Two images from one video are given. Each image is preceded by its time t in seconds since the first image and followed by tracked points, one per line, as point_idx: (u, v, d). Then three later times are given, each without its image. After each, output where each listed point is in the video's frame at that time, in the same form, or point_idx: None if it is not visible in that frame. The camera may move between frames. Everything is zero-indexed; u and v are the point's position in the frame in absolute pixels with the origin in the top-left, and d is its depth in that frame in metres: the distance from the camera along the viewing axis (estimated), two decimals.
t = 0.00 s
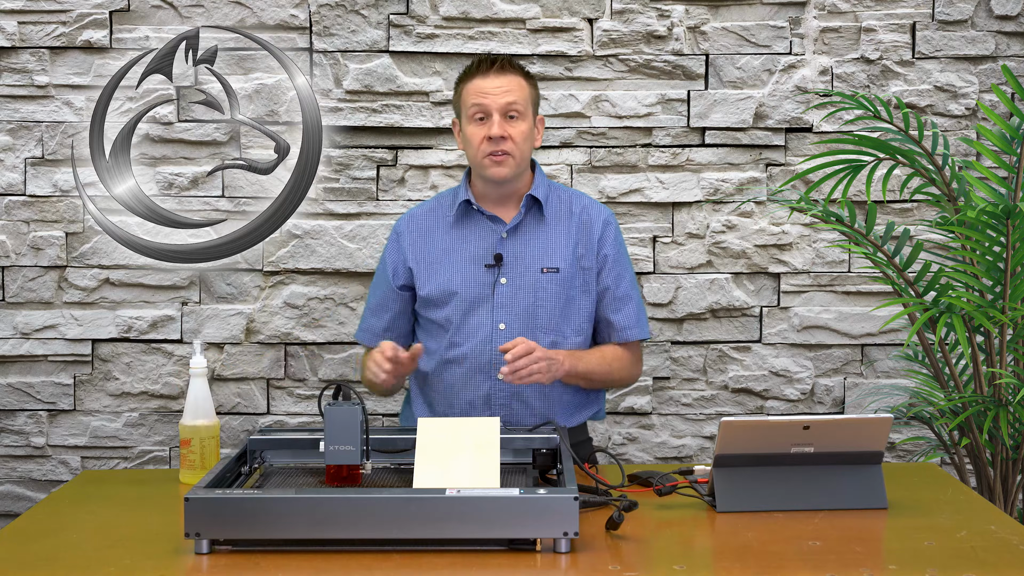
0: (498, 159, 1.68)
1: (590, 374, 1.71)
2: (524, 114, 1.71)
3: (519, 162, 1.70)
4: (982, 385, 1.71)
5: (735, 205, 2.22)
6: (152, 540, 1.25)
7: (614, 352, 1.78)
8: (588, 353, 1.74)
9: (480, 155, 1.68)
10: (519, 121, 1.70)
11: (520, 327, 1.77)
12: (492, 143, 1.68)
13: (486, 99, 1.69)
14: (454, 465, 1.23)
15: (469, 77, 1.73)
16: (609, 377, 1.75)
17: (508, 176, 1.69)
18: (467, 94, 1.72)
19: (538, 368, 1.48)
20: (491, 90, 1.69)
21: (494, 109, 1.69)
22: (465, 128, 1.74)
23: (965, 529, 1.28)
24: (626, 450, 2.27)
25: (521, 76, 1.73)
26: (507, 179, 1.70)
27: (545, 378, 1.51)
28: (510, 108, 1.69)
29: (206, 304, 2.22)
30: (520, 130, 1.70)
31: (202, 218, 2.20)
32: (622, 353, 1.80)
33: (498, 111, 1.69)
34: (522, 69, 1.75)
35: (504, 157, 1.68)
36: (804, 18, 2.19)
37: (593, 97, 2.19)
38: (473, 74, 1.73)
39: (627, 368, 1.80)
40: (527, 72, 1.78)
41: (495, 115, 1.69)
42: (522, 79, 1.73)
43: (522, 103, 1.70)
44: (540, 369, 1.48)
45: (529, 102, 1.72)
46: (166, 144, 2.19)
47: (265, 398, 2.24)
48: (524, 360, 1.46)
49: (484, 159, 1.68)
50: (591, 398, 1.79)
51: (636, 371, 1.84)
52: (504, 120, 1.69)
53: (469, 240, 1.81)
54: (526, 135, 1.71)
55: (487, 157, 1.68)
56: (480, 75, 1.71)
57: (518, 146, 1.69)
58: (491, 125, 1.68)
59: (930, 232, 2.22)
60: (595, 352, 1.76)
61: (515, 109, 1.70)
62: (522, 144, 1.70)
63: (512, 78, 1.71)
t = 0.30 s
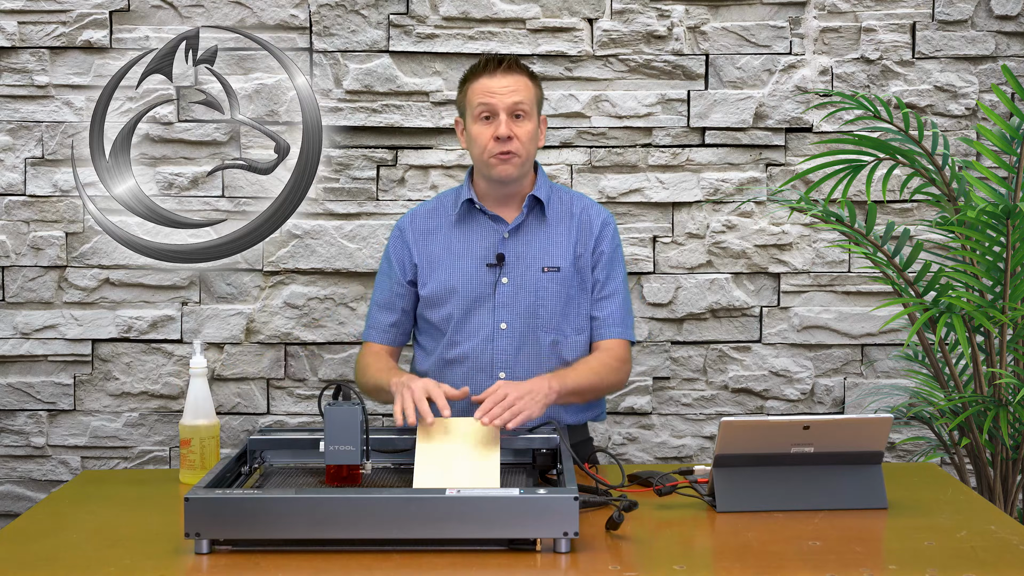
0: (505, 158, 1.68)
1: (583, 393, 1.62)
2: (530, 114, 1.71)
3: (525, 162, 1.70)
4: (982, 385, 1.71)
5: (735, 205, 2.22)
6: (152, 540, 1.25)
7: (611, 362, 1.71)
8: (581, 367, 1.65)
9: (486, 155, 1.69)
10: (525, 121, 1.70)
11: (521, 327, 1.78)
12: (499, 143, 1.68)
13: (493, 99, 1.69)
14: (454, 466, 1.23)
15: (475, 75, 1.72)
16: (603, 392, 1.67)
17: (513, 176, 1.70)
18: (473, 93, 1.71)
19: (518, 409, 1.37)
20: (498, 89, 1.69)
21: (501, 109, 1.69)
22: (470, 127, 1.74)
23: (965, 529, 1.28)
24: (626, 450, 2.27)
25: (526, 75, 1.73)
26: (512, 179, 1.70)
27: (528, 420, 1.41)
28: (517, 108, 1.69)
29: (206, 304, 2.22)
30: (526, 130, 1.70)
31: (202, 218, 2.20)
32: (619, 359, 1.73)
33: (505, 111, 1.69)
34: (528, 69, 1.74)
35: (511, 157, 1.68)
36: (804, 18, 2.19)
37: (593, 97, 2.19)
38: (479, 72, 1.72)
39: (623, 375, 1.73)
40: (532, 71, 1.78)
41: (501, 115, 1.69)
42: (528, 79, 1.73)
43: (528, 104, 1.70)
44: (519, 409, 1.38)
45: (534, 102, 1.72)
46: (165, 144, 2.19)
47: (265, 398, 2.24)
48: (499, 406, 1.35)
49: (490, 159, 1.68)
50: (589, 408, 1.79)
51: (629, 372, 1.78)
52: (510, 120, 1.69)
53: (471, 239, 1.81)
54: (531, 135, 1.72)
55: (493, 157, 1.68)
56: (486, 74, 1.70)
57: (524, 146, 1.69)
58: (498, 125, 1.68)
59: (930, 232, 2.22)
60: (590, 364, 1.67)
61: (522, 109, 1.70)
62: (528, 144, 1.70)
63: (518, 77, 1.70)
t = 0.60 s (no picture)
0: (505, 160, 1.68)
1: (583, 398, 1.62)
2: (530, 116, 1.71)
3: (525, 163, 1.70)
4: (982, 385, 1.71)
5: (735, 205, 2.22)
6: (152, 541, 1.25)
7: (612, 365, 1.71)
8: (582, 371, 1.65)
9: (485, 155, 1.69)
10: (525, 122, 1.70)
11: (520, 328, 1.78)
12: (499, 145, 1.68)
13: (493, 100, 1.69)
14: (454, 466, 1.23)
15: (475, 76, 1.72)
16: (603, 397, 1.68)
17: (512, 178, 1.70)
18: (472, 94, 1.71)
19: (513, 423, 1.35)
20: (497, 90, 1.69)
21: (501, 110, 1.69)
22: (469, 128, 1.74)
23: (965, 529, 1.28)
24: (626, 450, 2.27)
25: (527, 76, 1.73)
26: (511, 181, 1.71)
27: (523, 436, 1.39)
28: (517, 109, 1.69)
29: (206, 304, 2.22)
30: (526, 131, 1.70)
31: (202, 218, 2.20)
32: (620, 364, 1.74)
33: (504, 113, 1.69)
34: (528, 70, 1.74)
35: (510, 158, 1.68)
36: (804, 18, 2.19)
37: (593, 97, 2.19)
38: (479, 73, 1.72)
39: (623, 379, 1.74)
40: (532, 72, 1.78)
41: (501, 116, 1.69)
42: (528, 80, 1.73)
43: (528, 105, 1.70)
44: (516, 422, 1.36)
45: (534, 103, 1.73)
46: (166, 144, 2.19)
47: (265, 398, 2.24)
48: (494, 417, 1.34)
49: (489, 160, 1.69)
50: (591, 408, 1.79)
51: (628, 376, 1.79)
52: (510, 121, 1.69)
53: (471, 240, 1.81)
54: (531, 136, 1.72)
55: (493, 158, 1.69)
56: (486, 75, 1.70)
57: (524, 147, 1.70)
58: (498, 126, 1.68)
59: (930, 232, 2.22)
60: (591, 368, 1.67)
61: (521, 111, 1.70)
62: (528, 145, 1.71)
63: (518, 78, 1.71)
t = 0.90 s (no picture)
0: (505, 159, 1.68)
1: (583, 399, 1.62)
2: (530, 115, 1.71)
3: (525, 162, 1.70)
4: (982, 385, 1.71)
5: (735, 205, 2.22)
6: (152, 541, 1.25)
7: (611, 365, 1.71)
8: (582, 372, 1.65)
9: (485, 155, 1.69)
10: (524, 121, 1.71)
11: (520, 328, 1.78)
12: (499, 144, 1.68)
13: (492, 100, 1.69)
14: (455, 466, 1.23)
15: (474, 76, 1.73)
16: (603, 397, 1.68)
17: (513, 177, 1.70)
18: (472, 94, 1.71)
19: (513, 423, 1.36)
20: (497, 89, 1.69)
21: (500, 109, 1.69)
22: (469, 128, 1.74)
23: (965, 529, 1.28)
24: (626, 450, 2.27)
25: (525, 75, 1.73)
26: (512, 180, 1.71)
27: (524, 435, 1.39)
28: (516, 108, 1.69)
29: (206, 304, 2.22)
30: (526, 129, 1.70)
31: (202, 218, 2.20)
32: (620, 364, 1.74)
33: (504, 112, 1.69)
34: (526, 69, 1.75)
35: (511, 157, 1.68)
36: (804, 18, 2.19)
37: (593, 97, 2.19)
38: (478, 73, 1.72)
39: (622, 378, 1.74)
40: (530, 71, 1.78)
41: (501, 115, 1.69)
42: (527, 79, 1.73)
43: (527, 104, 1.70)
44: (516, 422, 1.37)
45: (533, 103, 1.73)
46: (166, 144, 2.19)
47: (265, 398, 2.24)
48: (494, 417, 1.34)
49: (490, 160, 1.68)
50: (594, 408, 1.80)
51: (628, 375, 1.80)
52: (509, 120, 1.69)
53: (471, 240, 1.81)
54: (530, 135, 1.72)
55: (493, 157, 1.69)
56: (485, 75, 1.71)
57: (525, 146, 1.70)
58: (498, 125, 1.68)
59: (930, 232, 2.22)
60: (591, 368, 1.67)
61: (521, 109, 1.70)
62: (528, 145, 1.71)
63: (517, 77, 1.71)
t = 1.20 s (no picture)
0: (505, 158, 1.68)
1: (584, 400, 1.62)
2: (529, 114, 1.71)
3: (525, 162, 1.70)
4: (982, 385, 1.71)
5: (735, 205, 2.22)
6: (152, 541, 1.25)
7: (612, 365, 1.71)
8: (582, 373, 1.65)
9: (484, 155, 1.69)
10: (523, 121, 1.70)
11: (521, 329, 1.78)
12: (498, 144, 1.68)
13: (491, 100, 1.69)
14: (455, 466, 1.23)
15: (473, 77, 1.73)
16: (603, 399, 1.67)
17: (512, 176, 1.70)
18: (471, 94, 1.71)
19: (513, 423, 1.36)
20: (494, 89, 1.69)
21: (499, 109, 1.69)
22: (468, 128, 1.75)
23: (965, 529, 1.28)
24: (626, 450, 2.27)
25: (524, 75, 1.73)
26: (512, 180, 1.71)
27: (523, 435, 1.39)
28: (514, 108, 1.69)
29: (206, 304, 2.22)
30: (525, 129, 1.70)
31: (202, 218, 2.20)
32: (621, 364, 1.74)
33: (503, 112, 1.69)
34: (525, 69, 1.75)
35: (510, 157, 1.68)
36: (804, 18, 2.19)
37: (593, 97, 2.19)
38: (477, 74, 1.72)
39: (623, 380, 1.74)
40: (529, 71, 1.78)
41: (500, 115, 1.69)
42: (526, 79, 1.73)
43: (526, 104, 1.70)
44: (515, 422, 1.37)
45: (532, 102, 1.73)
46: (166, 144, 2.19)
47: (265, 398, 2.24)
48: (493, 417, 1.34)
49: (489, 160, 1.68)
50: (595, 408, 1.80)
51: (629, 376, 1.79)
52: (508, 120, 1.69)
53: (472, 241, 1.81)
54: (530, 135, 1.72)
55: (492, 157, 1.69)
56: (483, 75, 1.71)
57: (524, 146, 1.70)
58: (497, 125, 1.68)
59: (930, 233, 2.22)
60: (591, 368, 1.67)
61: (519, 109, 1.70)
62: (528, 145, 1.71)
63: (515, 77, 1.71)
